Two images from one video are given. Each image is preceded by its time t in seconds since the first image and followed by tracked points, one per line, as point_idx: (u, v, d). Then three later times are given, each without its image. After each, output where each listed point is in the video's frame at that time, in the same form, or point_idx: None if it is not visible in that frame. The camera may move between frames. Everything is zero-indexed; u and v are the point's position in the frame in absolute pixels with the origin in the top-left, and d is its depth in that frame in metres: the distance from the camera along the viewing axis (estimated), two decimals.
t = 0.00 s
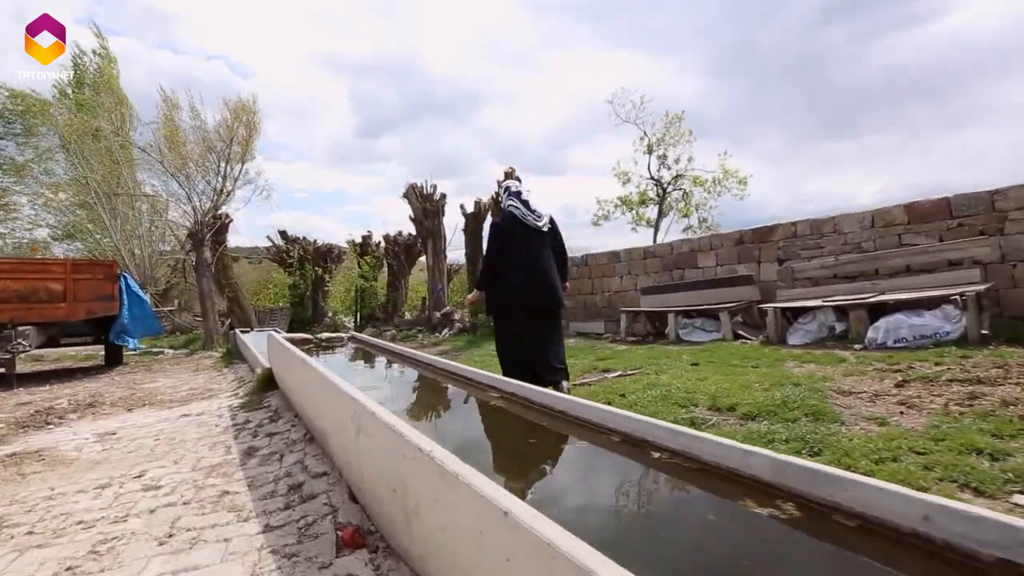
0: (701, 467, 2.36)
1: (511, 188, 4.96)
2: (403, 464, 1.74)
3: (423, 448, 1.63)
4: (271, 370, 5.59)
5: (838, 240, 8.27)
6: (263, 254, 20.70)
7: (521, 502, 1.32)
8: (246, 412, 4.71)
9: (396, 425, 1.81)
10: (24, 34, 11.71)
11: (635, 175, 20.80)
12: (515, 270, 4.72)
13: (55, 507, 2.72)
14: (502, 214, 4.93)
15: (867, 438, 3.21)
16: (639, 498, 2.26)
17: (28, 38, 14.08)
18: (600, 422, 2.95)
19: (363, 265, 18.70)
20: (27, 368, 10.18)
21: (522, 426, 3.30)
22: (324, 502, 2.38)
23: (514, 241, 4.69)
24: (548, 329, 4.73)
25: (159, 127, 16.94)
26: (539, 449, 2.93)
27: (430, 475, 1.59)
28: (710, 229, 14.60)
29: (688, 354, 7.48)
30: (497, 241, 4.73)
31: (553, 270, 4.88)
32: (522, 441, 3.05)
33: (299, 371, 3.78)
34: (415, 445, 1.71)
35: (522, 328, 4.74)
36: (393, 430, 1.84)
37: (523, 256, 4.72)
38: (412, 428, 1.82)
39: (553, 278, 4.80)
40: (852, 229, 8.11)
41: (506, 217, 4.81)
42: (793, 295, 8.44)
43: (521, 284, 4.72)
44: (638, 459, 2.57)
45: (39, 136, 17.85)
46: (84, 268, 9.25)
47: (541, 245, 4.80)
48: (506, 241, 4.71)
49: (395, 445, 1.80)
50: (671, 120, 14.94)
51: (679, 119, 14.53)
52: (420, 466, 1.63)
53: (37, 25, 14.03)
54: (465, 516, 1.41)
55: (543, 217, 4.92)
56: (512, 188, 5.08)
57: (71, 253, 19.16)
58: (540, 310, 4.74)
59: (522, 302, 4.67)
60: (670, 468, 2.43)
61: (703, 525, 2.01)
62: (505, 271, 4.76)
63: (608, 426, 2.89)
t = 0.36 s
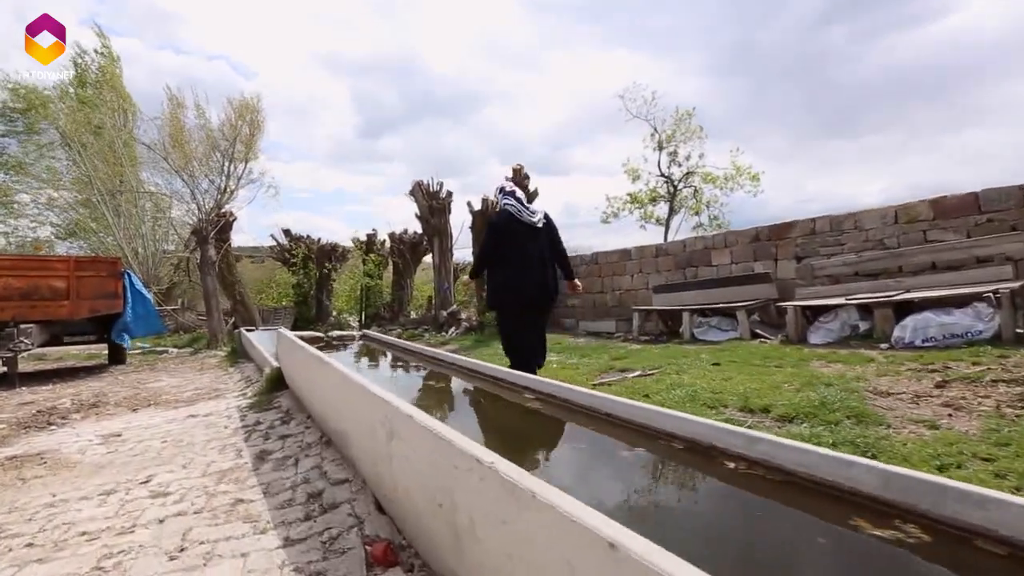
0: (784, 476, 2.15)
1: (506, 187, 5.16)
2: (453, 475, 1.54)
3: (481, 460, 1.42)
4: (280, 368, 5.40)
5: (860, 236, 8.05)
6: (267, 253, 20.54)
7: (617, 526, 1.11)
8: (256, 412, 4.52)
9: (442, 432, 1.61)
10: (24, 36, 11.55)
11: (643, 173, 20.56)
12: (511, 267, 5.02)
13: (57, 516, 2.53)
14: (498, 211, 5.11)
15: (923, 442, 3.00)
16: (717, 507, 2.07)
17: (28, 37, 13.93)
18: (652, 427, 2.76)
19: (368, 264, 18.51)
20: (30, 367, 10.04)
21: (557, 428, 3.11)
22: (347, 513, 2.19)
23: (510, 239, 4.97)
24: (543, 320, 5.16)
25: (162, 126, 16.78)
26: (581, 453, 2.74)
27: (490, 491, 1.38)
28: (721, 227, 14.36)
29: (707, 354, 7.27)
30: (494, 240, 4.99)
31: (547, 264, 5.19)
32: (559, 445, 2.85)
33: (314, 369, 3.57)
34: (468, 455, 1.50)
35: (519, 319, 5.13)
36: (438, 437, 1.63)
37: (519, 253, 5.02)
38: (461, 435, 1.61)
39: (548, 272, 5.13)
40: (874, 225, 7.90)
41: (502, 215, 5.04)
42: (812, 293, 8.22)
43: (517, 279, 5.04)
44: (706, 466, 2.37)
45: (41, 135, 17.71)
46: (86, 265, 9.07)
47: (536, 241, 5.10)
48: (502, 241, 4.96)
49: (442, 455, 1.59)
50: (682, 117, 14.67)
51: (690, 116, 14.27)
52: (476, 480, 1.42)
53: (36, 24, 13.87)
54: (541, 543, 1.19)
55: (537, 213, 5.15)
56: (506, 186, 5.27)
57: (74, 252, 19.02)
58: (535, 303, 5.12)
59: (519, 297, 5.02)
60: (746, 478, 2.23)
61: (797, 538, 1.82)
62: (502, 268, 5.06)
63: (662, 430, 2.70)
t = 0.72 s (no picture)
0: (905, 499, 1.79)
1: (512, 193, 5.33)
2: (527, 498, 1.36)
3: (572, 484, 1.23)
4: (290, 370, 5.22)
5: (880, 235, 7.87)
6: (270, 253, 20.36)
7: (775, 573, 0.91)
8: (269, 416, 4.34)
9: (510, 448, 1.44)
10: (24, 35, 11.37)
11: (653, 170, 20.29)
12: (514, 270, 5.21)
13: (65, 531, 2.36)
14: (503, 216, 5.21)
15: (983, 449, 2.83)
16: (823, 535, 1.74)
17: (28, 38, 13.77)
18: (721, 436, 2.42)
19: (373, 263, 18.33)
20: (32, 368, 9.87)
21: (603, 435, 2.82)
22: (381, 530, 2.02)
23: (515, 244, 5.11)
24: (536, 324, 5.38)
25: (165, 126, 16.62)
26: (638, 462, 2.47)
27: (580, 520, 1.20)
28: (731, 227, 14.18)
29: (726, 355, 7.09)
30: (499, 243, 5.16)
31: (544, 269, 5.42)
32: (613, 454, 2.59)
33: (331, 371, 3.39)
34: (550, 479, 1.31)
35: (517, 322, 5.32)
36: (505, 454, 1.46)
37: (521, 259, 5.22)
38: (535, 454, 1.43)
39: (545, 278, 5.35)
40: (895, 223, 7.71)
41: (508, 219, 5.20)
42: (832, 292, 8.00)
43: (519, 283, 5.24)
44: (801, 484, 2.03)
45: (44, 134, 17.55)
46: (90, 265, 8.92)
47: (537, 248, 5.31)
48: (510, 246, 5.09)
49: (512, 476, 1.42)
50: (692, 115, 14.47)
51: (700, 113, 14.08)
52: (562, 507, 1.24)
53: (36, 24, 13.70)
54: None
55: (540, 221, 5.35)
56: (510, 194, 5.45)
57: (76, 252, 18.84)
58: (531, 307, 5.34)
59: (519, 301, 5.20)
60: (852, 500, 1.87)
61: None
62: (505, 270, 5.23)
63: (736, 441, 2.37)
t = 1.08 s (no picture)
0: None
1: (503, 201, 5.77)
2: (620, 511, 1.20)
3: (692, 497, 1.07)
4: (299, 368, 5.05)
5: (901, 231, 7.69)
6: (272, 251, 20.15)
7: None
8: (279, 416, 4.16)
9: (592, 452, 1.29)
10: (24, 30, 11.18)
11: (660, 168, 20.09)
12: (506, 273, 5.66)
13: (69, 540, 2.18)
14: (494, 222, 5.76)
15: None
16: (952, 552, 1.52)
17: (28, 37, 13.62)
18: (801, 437, 2.19)
19: (376, 262, 18.14)
20: (32, 367, 9.69)
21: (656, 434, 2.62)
22: (417, 540, 1.85)
23: (505, 249, 5.56)
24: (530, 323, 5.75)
25: (166, 124, 16.44)
26: (704, 464, 2.27)
27: (701, 539, 1.05)
28: (742, 224, 13.98)
29: (745, 352, 6.91)
30: (491, 248, 5.63)
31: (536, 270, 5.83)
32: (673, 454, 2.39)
33: (347, 367, 3.21)
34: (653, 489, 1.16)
35: (512, 320, 5.73)
36: (585, 458, 1.31)
37: (513, 262, 5.67)
38: (626, 460, 1.27)
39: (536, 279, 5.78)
40: (916, 219, 7.54)
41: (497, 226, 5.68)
42: (850, 290, 7.80)
43: (512, 285, 5.68)
44: (912, 493, 1.80)
45: (45, 131, 17.37)
46: (92, 262, 8.74)
47: (527, 251, 5.73)
48: (498, 248, 5.61)
49: (600, 485, 1.26)
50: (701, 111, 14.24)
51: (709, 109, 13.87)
52: (675, 525, 1.08)
53: (35, 23, 13.54)
54: None
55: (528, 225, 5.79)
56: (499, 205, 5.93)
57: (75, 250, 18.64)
58: (525, 306, 5.76)
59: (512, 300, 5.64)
60: (979, 511, 1.64)
61: None
62: (497, 273, 5.68)
63: (822, 444, 2.13)
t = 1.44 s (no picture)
0: None
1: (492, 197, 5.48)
2: (751, 542, 1.02)
3: (871, 533, 0.87)
4: (310, 368, 4.86)
5: (922, 227, 7.49)
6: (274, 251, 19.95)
7: None
8: (291, 419, 3.98)
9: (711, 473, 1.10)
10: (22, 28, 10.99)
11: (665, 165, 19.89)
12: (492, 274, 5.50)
13: (73, 558, 2.00)
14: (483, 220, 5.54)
15: None
16: None
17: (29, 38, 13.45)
18: (899, 446, 1.86)
19: (380, 261, 17.97)
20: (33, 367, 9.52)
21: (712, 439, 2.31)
22: (461, 561, 1.67)
23: (488, 251, 5.36)
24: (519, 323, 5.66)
25: (167, 122, 16.23)
26: (780, 470, 1.96)
27: None
28: (752, 222, 13.77)
29: (764, 351, 6.72)
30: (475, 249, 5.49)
31: (525, 270, 5.59)
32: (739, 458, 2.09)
33: (366, 368, 3.02)
34: (799, 519, 0.97)
35: (500, 320, 5.68)
36: (694, 477, 1.13)
37: (498, 263, 5.46)
38: (749, 481, 1.08)
39: (523, 280, 5.52)
40: (939, 214, 7.33)
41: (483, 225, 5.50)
42: (869, 287, 7.63)
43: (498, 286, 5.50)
44: None
45: (48, 130, 17.22)
46: (93, 260, 8.56)
47: (514, 251, 5.47)
48: (484, 250, 5.42)
49: (720, 511, 1.08)
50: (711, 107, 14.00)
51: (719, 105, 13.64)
52: (842, 567, 0.89)
53: (36, 24, 13.36)
54: None
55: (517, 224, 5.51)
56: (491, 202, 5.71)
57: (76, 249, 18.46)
58: (514, 307, 5.62)
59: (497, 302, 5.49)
60: None
61: None
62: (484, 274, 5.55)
63: (927, 454, 1.80)
